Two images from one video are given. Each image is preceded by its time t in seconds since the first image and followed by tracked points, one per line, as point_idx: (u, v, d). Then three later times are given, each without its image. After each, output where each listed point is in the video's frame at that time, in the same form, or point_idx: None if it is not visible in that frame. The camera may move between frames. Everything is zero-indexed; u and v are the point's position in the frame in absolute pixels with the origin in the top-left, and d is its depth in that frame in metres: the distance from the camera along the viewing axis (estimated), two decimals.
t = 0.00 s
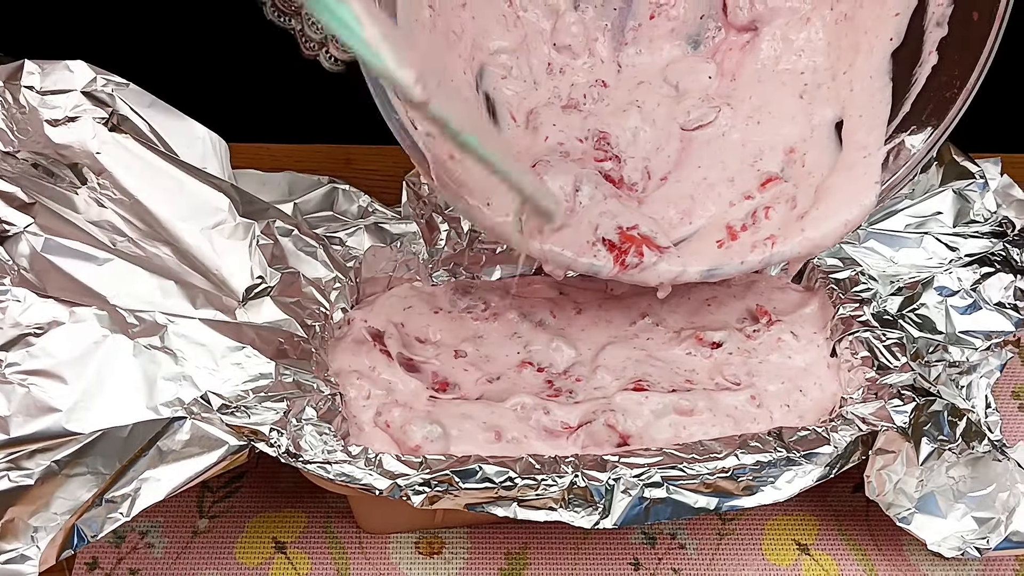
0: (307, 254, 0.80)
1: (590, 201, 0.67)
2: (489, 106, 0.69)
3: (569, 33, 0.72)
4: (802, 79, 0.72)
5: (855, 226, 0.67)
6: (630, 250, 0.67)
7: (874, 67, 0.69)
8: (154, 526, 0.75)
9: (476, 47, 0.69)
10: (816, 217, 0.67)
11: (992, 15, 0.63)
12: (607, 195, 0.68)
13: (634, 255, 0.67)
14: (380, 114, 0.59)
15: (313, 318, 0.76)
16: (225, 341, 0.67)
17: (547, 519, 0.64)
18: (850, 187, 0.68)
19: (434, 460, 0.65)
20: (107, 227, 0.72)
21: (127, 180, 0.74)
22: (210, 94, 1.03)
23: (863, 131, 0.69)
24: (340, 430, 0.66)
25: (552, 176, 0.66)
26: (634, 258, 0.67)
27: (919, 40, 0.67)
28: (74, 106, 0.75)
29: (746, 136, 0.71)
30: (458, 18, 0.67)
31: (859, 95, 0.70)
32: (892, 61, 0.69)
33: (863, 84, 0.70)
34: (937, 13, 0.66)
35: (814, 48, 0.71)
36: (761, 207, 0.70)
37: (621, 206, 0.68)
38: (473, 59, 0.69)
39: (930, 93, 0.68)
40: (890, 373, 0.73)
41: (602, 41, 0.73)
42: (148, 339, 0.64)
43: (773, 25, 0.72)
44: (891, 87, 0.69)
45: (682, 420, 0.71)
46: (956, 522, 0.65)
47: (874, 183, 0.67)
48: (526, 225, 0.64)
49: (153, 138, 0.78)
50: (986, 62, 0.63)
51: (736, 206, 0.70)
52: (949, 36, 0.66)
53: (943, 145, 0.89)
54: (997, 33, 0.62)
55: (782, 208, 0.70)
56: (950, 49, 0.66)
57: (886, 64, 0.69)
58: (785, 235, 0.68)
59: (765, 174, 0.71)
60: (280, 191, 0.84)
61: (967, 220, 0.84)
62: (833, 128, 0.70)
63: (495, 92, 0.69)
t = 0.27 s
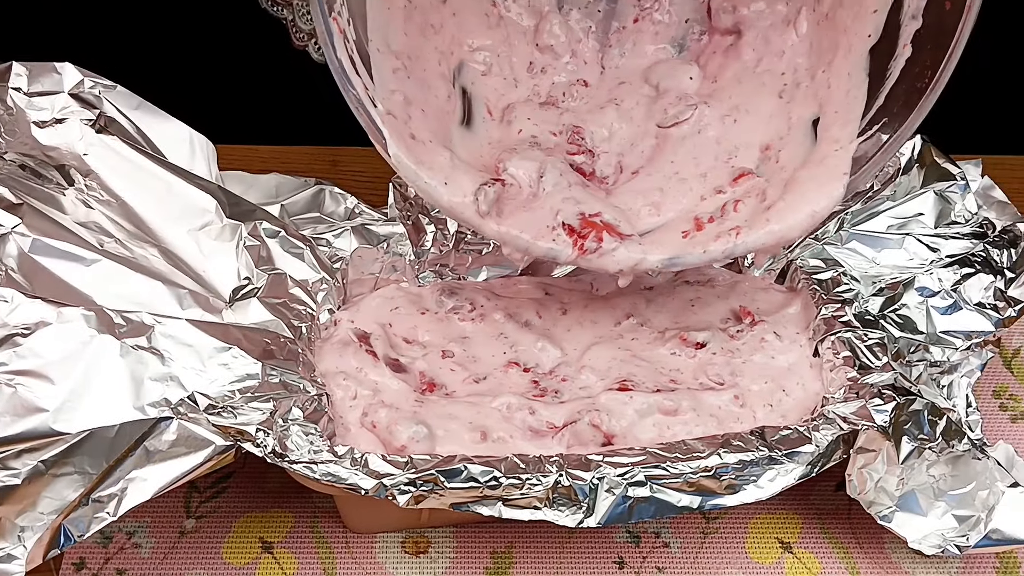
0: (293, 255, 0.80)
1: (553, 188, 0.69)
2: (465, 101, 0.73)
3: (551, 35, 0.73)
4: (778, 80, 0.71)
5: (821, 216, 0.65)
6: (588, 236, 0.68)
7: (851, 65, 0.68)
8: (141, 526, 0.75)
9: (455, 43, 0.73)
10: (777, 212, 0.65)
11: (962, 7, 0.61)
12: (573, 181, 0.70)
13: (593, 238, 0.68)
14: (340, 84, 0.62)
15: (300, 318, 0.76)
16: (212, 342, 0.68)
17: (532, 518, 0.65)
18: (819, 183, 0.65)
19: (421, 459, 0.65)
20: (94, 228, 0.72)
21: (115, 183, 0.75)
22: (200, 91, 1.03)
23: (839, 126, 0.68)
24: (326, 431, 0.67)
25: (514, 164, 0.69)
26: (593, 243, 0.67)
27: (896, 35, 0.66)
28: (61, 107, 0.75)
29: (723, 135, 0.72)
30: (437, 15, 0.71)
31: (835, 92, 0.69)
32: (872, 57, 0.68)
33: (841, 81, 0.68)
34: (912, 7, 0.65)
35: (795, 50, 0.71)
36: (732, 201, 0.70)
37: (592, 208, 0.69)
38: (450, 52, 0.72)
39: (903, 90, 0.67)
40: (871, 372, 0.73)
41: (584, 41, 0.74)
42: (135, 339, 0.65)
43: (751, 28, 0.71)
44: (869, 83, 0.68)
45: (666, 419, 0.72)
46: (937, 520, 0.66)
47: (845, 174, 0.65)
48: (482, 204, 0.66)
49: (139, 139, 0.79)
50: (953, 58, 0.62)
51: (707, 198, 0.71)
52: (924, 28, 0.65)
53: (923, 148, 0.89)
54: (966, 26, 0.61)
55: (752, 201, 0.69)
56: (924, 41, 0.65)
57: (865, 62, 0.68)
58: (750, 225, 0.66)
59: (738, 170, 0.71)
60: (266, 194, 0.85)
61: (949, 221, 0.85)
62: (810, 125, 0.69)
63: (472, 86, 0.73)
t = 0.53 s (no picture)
0: (277, 255, 0.80)
1: (548, 188, 0.70)
2: (460, 102, 0.74)
3: (547, 38, 0.78)
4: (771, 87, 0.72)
5: (814, 212, 0.66)
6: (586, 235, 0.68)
7: (844, 61, 0.69)
8: (124, 526, 0.75)
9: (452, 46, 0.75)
10: (772, 207, 0.66)
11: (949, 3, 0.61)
12: (569, 181, 0.72)
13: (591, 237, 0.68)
14: (337, 85, 0.63)
15: (282, 318, 0.76)
16: (193, 342, 0.68)
17: (513, 517, 0.64)
18: (810, 180, 0.67)
19: (401, 459, 0.66)
20: (76, 228, 0.72)
21: (98, 183, 0.75)
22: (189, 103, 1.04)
23: (831, 122, 0.69)
24: (309, 430, 0.67)
25: (511, 166, 0.70)
26: (592, 241, 0.68)
27: (885, 33, 0.66)
28: (44, 107, 0.75)
29: (707, 131, 0.73)
30: (433, 19, 0.73)
31: (828, 90, 0.70)
32: (861, 55, 0.68)
33: (834, 78, 0.70)
34: (902, 4, 0.64)
35: (782, 60, 0.71)
36: (727, 198, 0.70)
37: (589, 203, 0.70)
38: (447, 53, 0.74)
39: (890, 89, 0.67)
40: (852, 372, 0.74)
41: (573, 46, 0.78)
42: (116, 339, 0.65)
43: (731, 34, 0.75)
44: (859, 80, 0.69)
45: (648, 418, 0.72)
46: (917, 519, 0.66)
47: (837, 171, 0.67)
48: (480, 204, 0.67)
49: (123, 139, 0.79)
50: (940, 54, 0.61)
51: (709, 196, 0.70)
52: (912, 25, 0.64)
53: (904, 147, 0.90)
54: (953, 22, 0.60)
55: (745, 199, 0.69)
56: (912, 37, 0.64)
57: (855, 59, 0.69)
58: (746, 223, 0.67)
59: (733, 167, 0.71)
60: (250, 194, 0.85)
61: (931, 221, 0.86)
62: (803, 123, 0.70)
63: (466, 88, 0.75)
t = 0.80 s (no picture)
0: (262, 257, 0.80)
1: (513, 203, 0.71)
2: (433, 105, 0.77)
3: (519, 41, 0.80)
4: (738, 101, 0.76)
5: (785, 229, 0.68)
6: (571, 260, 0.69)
7: (813, 78, 0.72)
8: (108, 527, 0.75)
9: (425, 49, 0.77)
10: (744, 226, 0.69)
11: (925, 31, 0.64)
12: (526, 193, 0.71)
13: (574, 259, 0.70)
14: (322, 101, 0.63)
15: (266, 320, 0.76)
16: (176, 345, 0.69)
17: (494, 519, 0.64)
18: (779, 199, 0.69)
19: (384, 460, 0.65)
20: (61, 230, 0.72)
21: (83, 185, 0.75)
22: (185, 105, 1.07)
23: (800, 139, 0.72)
24: (291, 432, 0.67)
25: (466, 178, 0.71)
26: (576, 269, 0.69)
27: (858, 52, 0.70)
28: (29, 111, 0.75)
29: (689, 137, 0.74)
30: (405, 20, 0.75)
31: (797, 104, 0.73)
32: (832, 72, 0.72)
33: (805, 95, 0.73)
34: (874, 27, 0.68)
35: (756, 69, 0.76)
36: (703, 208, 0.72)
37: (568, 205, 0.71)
38: (420, 56, 0.77)
39: (864, 106, 0.70)
40: (834, 374, 0.74)
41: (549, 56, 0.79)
42: (98, 341, 0.65)
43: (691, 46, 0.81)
44: (830, 96, 0.72)
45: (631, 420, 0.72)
46: (900, 520, 0.66)
47: (807, 189, 0.69)
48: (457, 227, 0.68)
49: (108, 141, 0.79)
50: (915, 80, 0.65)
51: (688, 205, 0.71)
52: (885, 48, 0.68)
53: (888, 150, 0.91)
54: (930, 49, 0.64)
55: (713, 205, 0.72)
56: (886, 62, 0.68)
57: (825, 75, 0.72)
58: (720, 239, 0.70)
59: (714, 184, 0.74)
60: (236, 197, 0.86)
61: (915, 224, 0.87)
62: (773, 136, 0.74)
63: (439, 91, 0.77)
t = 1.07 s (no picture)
0: (243, 253, 0.80)
1: (484, 196, 0.71)
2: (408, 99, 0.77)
3: (496, 36, 0.79)
4: (706, 99, 0.76)
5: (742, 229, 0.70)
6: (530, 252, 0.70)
7: (779, 77, 0.73)
8: (88, 521, 0.75)
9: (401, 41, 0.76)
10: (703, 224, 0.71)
11: (883, 32, 0.65)
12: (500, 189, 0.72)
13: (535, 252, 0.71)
14: (286, 94, 0.65)
15: (247, 315, 0.76)
16: (153, 338, 0.68)
17: (471, 515, 0.64)
18: (735, 202, 0.71)
19: (361, 456, 0.65)
20: (41, 224, 0.72)
21: (64, 180, 0.75)
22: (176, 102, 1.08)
23: (765, 139, 0.73)
24: (268, 427, 0.67)
25: (441, 173, 0.72)
26: (534, 259, 0.70)
27: (823, 51, 0.70)
28: (12, 104, 0.75)
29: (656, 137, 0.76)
30: (383, 14, 0.74)
31: (764, 103, 0.74)
32: (798, 70, 0.72)
33: (770, 93, 0.73)
34: (838, 28, 0.68)
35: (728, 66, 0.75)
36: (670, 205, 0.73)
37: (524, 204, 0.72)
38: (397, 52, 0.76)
39: (826, 106, 0.71)
40: (813, 373, 0.74)
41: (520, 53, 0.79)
42: (75, 335, 0.65)
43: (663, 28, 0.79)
44: (795, 95, 0.73)
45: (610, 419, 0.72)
46: (877, 520, 0.66)
47: (766, 190, 0.71)
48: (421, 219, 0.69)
49: (92, 137, 0.79)
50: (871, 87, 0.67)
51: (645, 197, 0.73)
52: (847, 49, 0.69)
53: (870, 151, 0.92)
54: (887, 52, 0.65)
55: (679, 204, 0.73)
56: (846, 63, 0.69)
57: (791, 74, 0.72)
58: (679, 235, 0.71)
59: (679, 180, 0.74)
60: (219, 193, 0.86)
61: (897, 224, 0.87)
62: (739, 133, 0.75)
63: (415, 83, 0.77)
